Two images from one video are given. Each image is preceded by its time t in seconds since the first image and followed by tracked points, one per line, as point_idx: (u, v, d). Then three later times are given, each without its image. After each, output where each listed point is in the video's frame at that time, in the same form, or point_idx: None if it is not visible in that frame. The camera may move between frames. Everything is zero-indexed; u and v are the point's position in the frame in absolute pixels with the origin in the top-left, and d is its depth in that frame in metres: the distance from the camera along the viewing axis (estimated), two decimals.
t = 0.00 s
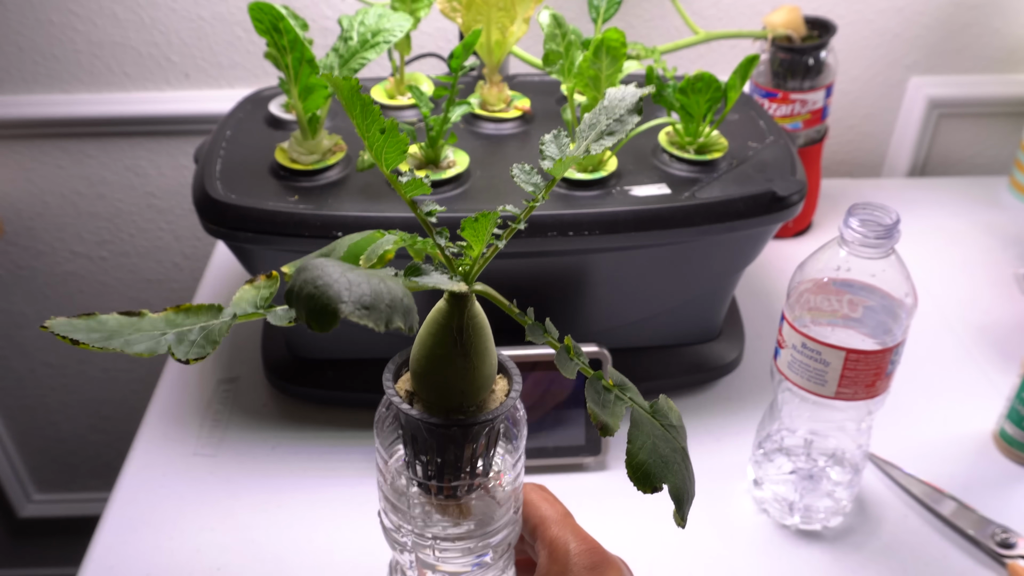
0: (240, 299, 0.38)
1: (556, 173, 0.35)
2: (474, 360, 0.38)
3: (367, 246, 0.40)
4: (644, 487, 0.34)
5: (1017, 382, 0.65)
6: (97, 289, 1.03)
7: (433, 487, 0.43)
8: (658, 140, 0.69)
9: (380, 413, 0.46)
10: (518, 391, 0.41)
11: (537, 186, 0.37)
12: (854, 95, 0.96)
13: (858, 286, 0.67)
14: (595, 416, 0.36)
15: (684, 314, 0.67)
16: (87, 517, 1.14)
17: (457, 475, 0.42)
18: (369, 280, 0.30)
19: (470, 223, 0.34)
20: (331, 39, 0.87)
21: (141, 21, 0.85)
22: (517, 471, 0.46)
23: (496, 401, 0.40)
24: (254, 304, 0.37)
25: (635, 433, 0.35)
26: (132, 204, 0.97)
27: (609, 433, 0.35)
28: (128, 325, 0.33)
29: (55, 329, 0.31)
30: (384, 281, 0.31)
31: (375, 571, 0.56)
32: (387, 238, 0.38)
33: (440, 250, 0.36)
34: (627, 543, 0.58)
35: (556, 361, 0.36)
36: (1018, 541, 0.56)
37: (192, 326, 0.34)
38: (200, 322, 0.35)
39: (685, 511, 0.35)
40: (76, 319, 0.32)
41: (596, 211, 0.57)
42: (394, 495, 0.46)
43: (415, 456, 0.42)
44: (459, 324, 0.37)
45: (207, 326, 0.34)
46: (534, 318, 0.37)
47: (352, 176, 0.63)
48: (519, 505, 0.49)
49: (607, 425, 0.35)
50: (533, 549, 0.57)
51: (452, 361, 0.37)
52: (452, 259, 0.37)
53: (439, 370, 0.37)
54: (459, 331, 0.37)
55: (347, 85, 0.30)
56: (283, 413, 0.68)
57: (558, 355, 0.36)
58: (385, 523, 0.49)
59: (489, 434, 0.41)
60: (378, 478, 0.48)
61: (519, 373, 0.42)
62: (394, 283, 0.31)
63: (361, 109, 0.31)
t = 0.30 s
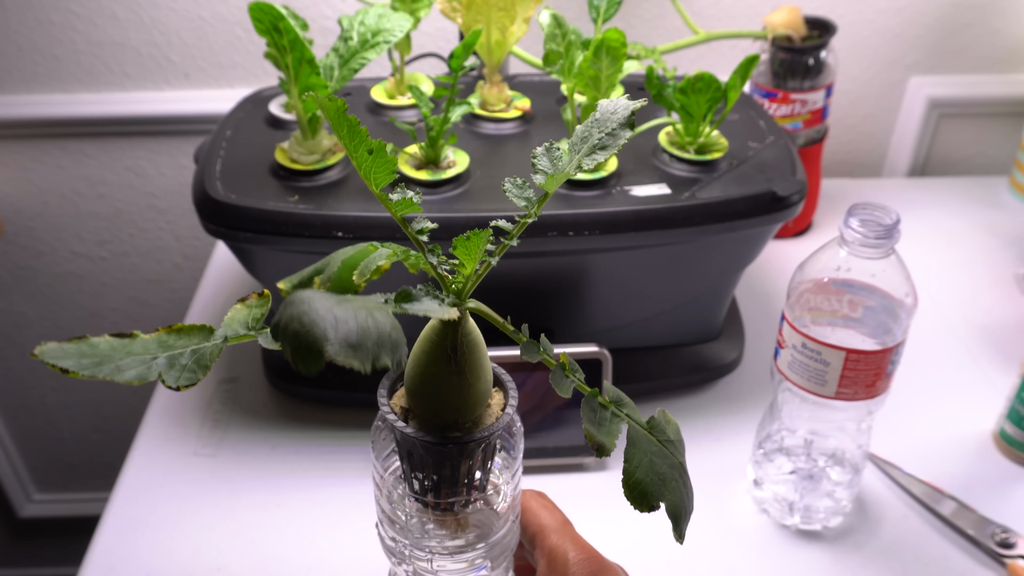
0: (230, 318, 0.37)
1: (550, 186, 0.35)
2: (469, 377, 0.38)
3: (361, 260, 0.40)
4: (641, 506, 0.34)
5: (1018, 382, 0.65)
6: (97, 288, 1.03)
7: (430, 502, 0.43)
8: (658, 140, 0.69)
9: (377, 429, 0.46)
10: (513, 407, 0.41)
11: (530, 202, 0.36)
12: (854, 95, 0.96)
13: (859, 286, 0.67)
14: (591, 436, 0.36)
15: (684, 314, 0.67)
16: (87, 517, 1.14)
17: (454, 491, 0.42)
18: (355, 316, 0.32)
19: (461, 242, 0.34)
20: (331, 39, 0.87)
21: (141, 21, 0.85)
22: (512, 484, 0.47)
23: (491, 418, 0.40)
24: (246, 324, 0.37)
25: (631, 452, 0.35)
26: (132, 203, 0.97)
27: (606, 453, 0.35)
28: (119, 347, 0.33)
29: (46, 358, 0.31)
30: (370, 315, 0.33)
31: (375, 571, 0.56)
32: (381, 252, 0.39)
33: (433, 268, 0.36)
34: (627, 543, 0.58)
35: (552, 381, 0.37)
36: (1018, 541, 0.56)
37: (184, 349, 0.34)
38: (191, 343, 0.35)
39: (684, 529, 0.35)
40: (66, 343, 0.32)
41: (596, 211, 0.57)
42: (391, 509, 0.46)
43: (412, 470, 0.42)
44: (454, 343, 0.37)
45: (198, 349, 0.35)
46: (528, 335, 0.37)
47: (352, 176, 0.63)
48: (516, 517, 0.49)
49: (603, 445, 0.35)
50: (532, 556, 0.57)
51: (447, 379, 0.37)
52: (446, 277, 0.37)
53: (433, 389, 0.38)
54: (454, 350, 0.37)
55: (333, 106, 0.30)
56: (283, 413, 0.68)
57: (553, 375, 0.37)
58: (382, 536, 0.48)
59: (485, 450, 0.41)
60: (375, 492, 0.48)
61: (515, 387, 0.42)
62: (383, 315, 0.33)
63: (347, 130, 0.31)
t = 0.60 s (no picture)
0: (217, 328, 0.36)
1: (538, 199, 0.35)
2: (457, 391, 0.38)
3: (353, 263, 0.42)
4: (630, 524, 0.35)
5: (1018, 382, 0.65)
6: (97, 289, 1.03)
7: (423, 511, 0.44)
8: (658, 140, 0.69)
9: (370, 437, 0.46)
10: (504, 420, 0.41)
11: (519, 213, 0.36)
12: (854, 95, 0.96)
13: (859, 286, 0.67)
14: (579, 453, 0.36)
15: (684, 314, 0.66)
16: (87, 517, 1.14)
17: (446, 500, 0.43)
18: (324, 348, 0.31)
19: (447, 256, 0.34)
20: (331, 39, 0.87)
21: (141, 21, 0.85)
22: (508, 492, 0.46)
23: (482, 429, 0.40)
24: (231, 336, 0.37)
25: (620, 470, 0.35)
26: (132, 204, 0.97)
27: (595, 470, 0.36)
28: (105, 355, 0.33)
29: (27, 362, 0.30)
30: (341, 346, 0.31)
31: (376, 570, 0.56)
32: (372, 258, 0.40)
33: (420, 281, 0.36)
34: (627, 542, 0.58)
35: (540, 398, 0.37)
36: (1018, 541, 0.56)
37: (168, 360, 0.34)
38: (177, 354, 0.34)
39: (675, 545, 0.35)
40: (52, 349, 0.31)
41: (596, 211, 0.57)
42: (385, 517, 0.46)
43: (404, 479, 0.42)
44: (441, 358, 0.37)
45: (182, 361, 0.34)
46: (517, 348, 0.37)
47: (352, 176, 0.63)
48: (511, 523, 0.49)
49: (591, 462, 0.35)
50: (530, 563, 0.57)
51: (435, 394, 0.37)
52: (433, 289, 0.37)
53: (422, 402, 0.38)
54: (442, 365, 0.37)
55: (310, 121, 0.30)
56: (283, 413, 0.68)
57: (541, 392, 0.37)
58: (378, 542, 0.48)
59: (475, 462, 0.41)
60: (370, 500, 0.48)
61: (507, 397, 0.42)
62: (352, 347, 0.32)
63: (326, 145, 0.30)
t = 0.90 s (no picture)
0: (222, 317, 0.37)
1: (540, 194, 0.35)
2: (456, 380, 0.38)
3: (362, 254, 0.39)
4: (619, 517, 0.35)
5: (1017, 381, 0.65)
6: (97, 289, 1.03)
7: (422, 499, 0.44)
8: (658, 140, 0.69)
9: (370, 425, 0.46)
10: (503, 410, 0.41)
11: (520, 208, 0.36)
12: (854, 95, 0.96)
13: (858, 286, 0.67)
14: (571, 445, 0.36)
15: (684, 314, 0.66)
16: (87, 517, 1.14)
17: (445, 489, 0.43)
18: (306, 337, 0.31)
19: (446, 249, 0.34)
20: (331, 39, 0.87)
21: (141, 21, 0.85)
22: (507, 481, 0.47)
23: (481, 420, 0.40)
24: (236, 324, 0.37)
25: (612, 462, 0.35)
26: (132, 204, 0.97)
27: (586, 463, 0.36)
28: (114, 344, 0.33)
29: (37, 355, 0.31)
30: (324, 335, 0.32)
31: (376, 571, 0.56)
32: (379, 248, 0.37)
33: (419, 272, 0.36)
34: (626, 542, 0.58)
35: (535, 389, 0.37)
36: (1018, 541, 0.56)
37: (175, 348, 0.34)
38: (184, 341, 0.35)
39: (666, 540, 0.35)
40: (62, 340, 0.32)
41: (596, 211, 0.57)
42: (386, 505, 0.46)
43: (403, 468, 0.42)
44: (441, 347, 0.37)
45: (188, 349, 0.34)
46: (515, 341, 0.37)
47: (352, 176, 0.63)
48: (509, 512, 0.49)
49: (582, 454, 0.35)
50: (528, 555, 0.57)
51: (434, 382, 0.37)
52: (433, 281, 0.37)
53: (421, 390, 0.38)
54: (441, 353, 0.37)
55: (313, 112, 0.30)
56: (283, 413, 0.68)
57: (536, 384, 0.37)
58: (378, 530, 0.48)
59: (473, 453, 0.41)
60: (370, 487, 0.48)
61: (507, 388, 0.42)
62: (337, 335, 0.32)
63: (329, 137, 0.31)
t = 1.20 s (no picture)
0: (236, 302, 0.37)
1: (547, 185, 0.35)
2: (463, 368, 0.38)
3: (372, 245, 0.44)
4: (622, 504, 0.35)
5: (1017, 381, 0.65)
6: (97, 289, 1.03)
7: (428, 486, 0.44)
8: (658, 140, 0.69)
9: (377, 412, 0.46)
10: (509, 398, 0.41)
11: (528, 200, 0.37)
12: (854, 95, 0.96)
13: (859, 285, 0.67)
14: (574, 434, 0.36)
15: (684, 314, 0.66)
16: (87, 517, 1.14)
17: (451, 476, 0.43)
18: (318, 317, 0.31)
19: (455, 237, 0.35)
20: (331, 39, 0.87)
21: (141, 21, 0.85)
22: (512, 468, 0.47)
23: (487, 408, 0.40)
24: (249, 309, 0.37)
25: (615, 450, 0.35)
26: (132, 204, 0.97)
27: (590, 451, 0.36)
28: (129, 326, 0.34)
29: (56, 331, 0.31)
30: (336, 315, 0.31)
31: (376, 572, 0.56)
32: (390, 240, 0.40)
33: (427, 262, 0.37)
34: (626, 543, 0.58)
35: (540, 377, 0.37)
36: (1018, 541, 0.56)
37: (188, 331, 0.35)
38: (197, 325, 0.35)
39: (668, 527, 0.35)
40: (79, 319, 0.32)
41: (596, 211, 0.57)
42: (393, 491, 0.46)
43: (410, 454, 0.42)
44: (448, 335, 0.37)
45: (200, 332, 0.35)
46: (521, 330, 0.38)
47: (352, 176, 0.63)
48: (514, 500, 0.49)
49: (585, 442, 0.36)
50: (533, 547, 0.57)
51: (441, 369, 0.38)
52: (442, 270, 0.38)
53: (428, 377, 0.38)
54: (448, 341, 0.37)
55: (327, 101, 0.31)
56: (283, 413, 0.68)
57: (542, 372, 0.37)
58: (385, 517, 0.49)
59: (479, 441, 0.41)
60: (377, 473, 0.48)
61: (513, 375, 0.42)
62: (350, 317, 0.32)
63: (342, 125, 0.31)
